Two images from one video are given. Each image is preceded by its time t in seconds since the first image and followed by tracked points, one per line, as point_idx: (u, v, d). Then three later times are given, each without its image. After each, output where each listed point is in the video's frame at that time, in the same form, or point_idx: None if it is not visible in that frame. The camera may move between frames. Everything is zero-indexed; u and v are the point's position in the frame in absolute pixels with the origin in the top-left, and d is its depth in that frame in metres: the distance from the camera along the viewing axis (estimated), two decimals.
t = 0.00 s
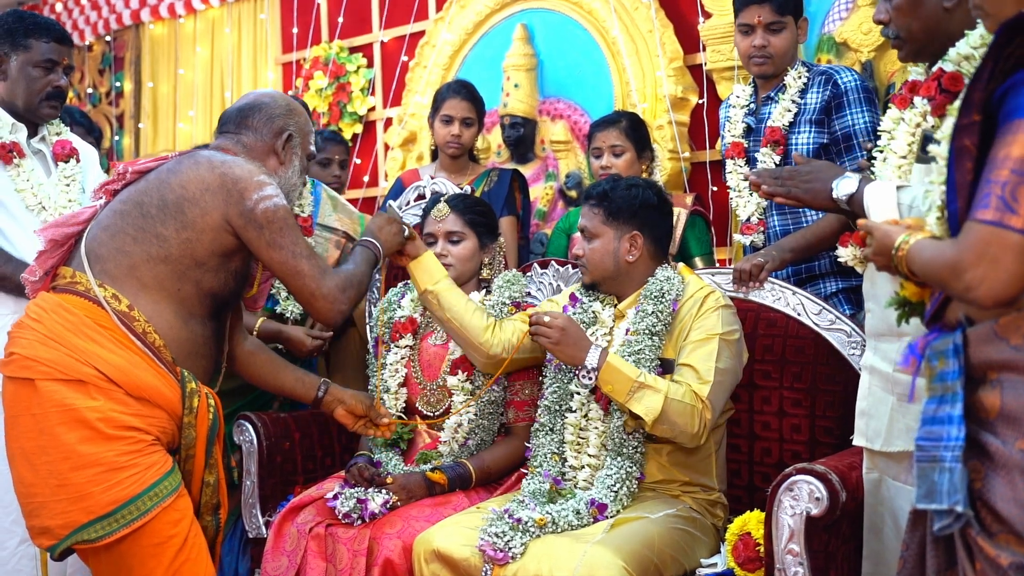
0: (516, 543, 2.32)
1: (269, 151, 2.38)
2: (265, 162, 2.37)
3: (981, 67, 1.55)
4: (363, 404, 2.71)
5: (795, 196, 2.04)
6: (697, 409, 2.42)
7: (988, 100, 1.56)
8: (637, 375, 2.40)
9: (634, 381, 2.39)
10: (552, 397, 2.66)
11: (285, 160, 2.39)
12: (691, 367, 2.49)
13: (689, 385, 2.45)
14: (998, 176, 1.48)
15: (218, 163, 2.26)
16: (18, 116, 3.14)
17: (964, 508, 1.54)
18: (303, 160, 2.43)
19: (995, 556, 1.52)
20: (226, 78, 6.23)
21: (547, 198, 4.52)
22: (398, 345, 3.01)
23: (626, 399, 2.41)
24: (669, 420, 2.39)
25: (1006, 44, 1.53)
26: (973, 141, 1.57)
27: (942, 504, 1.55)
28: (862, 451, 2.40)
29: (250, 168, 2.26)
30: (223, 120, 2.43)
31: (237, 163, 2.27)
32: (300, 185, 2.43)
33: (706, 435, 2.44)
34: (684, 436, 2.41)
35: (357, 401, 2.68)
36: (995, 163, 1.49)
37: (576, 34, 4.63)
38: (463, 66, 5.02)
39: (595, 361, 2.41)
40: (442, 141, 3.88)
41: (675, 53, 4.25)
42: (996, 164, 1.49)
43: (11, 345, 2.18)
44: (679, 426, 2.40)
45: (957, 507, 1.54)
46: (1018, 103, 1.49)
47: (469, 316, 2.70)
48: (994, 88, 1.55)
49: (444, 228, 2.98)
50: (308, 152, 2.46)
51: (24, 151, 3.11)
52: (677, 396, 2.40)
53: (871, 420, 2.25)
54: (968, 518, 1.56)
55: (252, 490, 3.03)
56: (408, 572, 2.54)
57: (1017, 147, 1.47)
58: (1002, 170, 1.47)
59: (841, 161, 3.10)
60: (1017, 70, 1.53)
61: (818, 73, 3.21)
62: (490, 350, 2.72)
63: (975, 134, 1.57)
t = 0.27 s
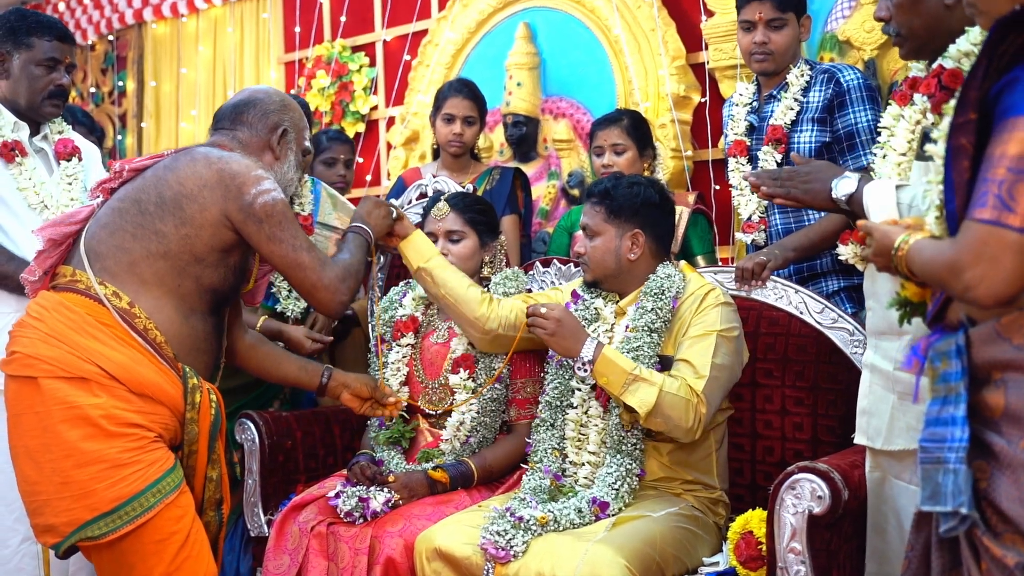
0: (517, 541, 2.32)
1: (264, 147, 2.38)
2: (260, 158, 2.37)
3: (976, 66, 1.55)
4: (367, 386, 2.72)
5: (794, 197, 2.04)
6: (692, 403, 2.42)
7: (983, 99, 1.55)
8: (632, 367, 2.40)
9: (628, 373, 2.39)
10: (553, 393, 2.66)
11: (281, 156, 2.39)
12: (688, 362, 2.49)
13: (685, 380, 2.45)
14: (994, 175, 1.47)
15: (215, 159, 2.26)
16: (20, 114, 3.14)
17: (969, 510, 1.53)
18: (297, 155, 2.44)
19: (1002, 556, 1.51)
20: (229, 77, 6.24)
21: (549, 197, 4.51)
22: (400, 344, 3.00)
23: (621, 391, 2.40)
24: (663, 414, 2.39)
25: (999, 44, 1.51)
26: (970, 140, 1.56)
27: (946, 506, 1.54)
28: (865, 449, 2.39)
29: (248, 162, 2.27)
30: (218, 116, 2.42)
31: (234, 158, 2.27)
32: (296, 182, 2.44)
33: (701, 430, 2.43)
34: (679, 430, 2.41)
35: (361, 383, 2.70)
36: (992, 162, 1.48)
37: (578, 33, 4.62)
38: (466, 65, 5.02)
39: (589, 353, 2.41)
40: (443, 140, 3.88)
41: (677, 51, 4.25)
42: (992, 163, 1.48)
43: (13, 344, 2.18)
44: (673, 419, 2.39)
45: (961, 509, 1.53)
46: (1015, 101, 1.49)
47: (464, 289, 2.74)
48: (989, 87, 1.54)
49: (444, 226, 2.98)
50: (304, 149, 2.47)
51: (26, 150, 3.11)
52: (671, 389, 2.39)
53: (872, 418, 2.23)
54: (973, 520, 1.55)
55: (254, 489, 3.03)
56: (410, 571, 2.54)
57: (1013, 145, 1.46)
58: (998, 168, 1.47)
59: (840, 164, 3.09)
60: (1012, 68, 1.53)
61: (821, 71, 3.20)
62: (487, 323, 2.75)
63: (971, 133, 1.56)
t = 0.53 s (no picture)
0: (520, 541, 2.31)
1: (261, 143, 2.38)
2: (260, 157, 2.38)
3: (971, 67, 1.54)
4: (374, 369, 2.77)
5: (795, 198, 2.04)
6: (685, 397, 2.40)
7: (978, 99, 1.54)
8: (625, 359, 2.39)
9: (621, 365, 2.38)
10: (555, 388, 2.64)
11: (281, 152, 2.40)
12: (684, 357, 2.48)
13: (679, 374, 2.44)
14: (991, 176, 1.46)
15: (214, 156, 2.26)
16: (24, 113, 3.15)
17: (975, 514, 1.51)
18: (294, 151, 2.44)
19: (1009, 559, 1.50)
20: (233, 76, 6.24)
21: (553, 196, 4.52)
22: (403, 343, 2.98)
23: (614, 382, 2.39)
24: (657, 407, 2.37)
25: (993, 44, 1.51)
26: (966, 141, 1.56)
27: (952, 510, 1.52)
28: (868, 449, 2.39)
29: (246, 159, 2.27)
30: (214, 113, 2.43)
31: (232, 155, 2.27)
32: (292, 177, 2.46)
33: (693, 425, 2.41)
34: (671, 424, 2.39)
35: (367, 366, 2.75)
36: (988, 163, 1.48)
37: (582, 32, 4.62)
38: (470, 64, 5.02)
39: (584, 344, 2.40)
40: (446, 140, 3.88)
41: (681, 50, 4.24)
42: (988, 163, 1.47)
43: (16, 344, 2.18)
44: (666, 413, 2.37)
45: (967, 514, 1.51)
46: (1010, 101, 1.48)
47: (461, 265, 2.79)
48: (984, 87, 1.54)
49: (444, 227, 2.97)
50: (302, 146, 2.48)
51: (30, 149, 3.11)
52: (664, 382, 2.38)
53: (874, 418, 2.23)
54: (979, 523, 1.54)
55: (257, 488, 3.04)
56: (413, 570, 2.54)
57: (1008, 145, 1.46)
58: (995, 169, 1.46)
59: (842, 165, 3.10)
60: (1007, 68, 1.52)
61: (824, 70, 3.19)
62: (486, 297, 2.79)
63: (968, 134, 1.55)
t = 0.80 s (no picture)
0: (523, 542, 2.31)
1: (261, 142, 2.39)
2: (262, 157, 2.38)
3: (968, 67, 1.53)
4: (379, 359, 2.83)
5: (796, 200, 2.02)
6: (678, 393, 2.40)
7: (976, 99, 1.54)
8: (619, 352, 2.40)
9: (615, 358, 2.40)
10: (558, 385, 2.64)
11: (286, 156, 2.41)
12: (680, 355, 2.47)
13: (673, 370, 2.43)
14: (989, 177, 1.46)
15: (216, 156, 2.27)
16: (29, 114, 3.15)
17: (985, 520, 1.51)
18: (292, 150, 2.44)
19: (1018, 563, 1.49)
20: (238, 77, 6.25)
21: (557, 197, 4.52)
22: (407, 344, 2.99)
23: (607, 376, 2.41)
24: (649, 402, 2.38)
25: (990, 43, 1.51)
26: (965, 142, 1.55)
27: (961, 515, 1.52)
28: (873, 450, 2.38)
29: (248, 158, 2.28)
30: (213, 114, 2.43)
31: (233, 154, 2.28)
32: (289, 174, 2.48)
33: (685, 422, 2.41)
34: (663, 419, 2.39)
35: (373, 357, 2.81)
36: (985, 164, 1.47)
37: (586, 32, 4.61)
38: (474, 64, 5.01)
39: (579, 337, 2.43)
40: (449, 140, 3.88)
41: (685, 50, 4.24)
42: (986, 165, 1.47)
43: (22, 345, 2.18)
44: (658, 408, 2.38)
45: (977, 518, 1.51)
46: (1008, 101, 1.47)
47: (468, 247, 2.80)
48: (981, 88, 1.53)
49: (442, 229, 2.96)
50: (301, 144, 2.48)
51: (35, 150, 3.12)
52: (658, 377, 2.39)
53: (878, 419, 2.23)
54: (989, 528, 1.52)
55: (262, 488, 3.05)
56: (417, 571, 2.54)
57: (1006, 146, 1.45)
58: (992, 170, 1.46)
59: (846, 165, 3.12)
60: (1004, 68, 1.51)
61: (828, 70, 3.18)
62: (491, 279, 2.80)
63: (966, 135, 1.54)
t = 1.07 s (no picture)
0: (528, 543, 2.31)
1: (262, 144, 2.39)
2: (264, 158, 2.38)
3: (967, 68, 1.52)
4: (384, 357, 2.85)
5: (799, 203, 2.07)
6: (670, 387, 2.38)
7: (975, 100, 1.53)
8: (612, 348, 2.39)
9: (608, 353, 2.39)
10: (561, 385, 2.63)
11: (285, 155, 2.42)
12: (675, 351, 2.46)
13: (667, 366, 2.42)
14: (983, 177, 1.44)
15: (219, 157, 2.28)
16: (35, 115, 3.16)
17: (995, 525, 1.49)
18: (294, 151, 2.45)
19: None
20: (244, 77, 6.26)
21: (563, 197, 4.52)
22: (411, 345, 2.99)
23: (600, 371, 2.40)
24: (642, 398, 2.37)
25: (989, 45, 1.49)
26: (964, 143, 1.54)
27: (970, 521, 1.50)
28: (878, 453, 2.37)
29: (250, 159, 2.29)
30: (214, 117, 2.44)
31: (236, 155, 2.29)
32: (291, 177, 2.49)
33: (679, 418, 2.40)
34: (656, 416, 2.38)
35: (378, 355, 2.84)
36: (981, 164, 1.46)
37: (592, 33, 4.61)
38: (479, 65, 5.01)
39: (571, 332, 2.41)
40: (453, 140, 3.88)
41: (691, 51, 4.23)
42: (981, 165, 1.45)
43: (27, 347, 2.19)
44: (651, 404, 2.37)
45: (987, 524, 1.49)
46: (1005, 100, 1.45)
47: (479, 229, 2.82)
48: (981, 88, 1.52)
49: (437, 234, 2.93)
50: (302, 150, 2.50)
51: (40, 151, 3.12)
52: (651, 372, 2.38)
53: (881, 421, 2.22)
54: (998, 534, 1.51)
55: (267, 489, 3.04)
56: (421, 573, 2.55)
57: (1003, 146, 1.43)
58: (987, 170, 1.44)
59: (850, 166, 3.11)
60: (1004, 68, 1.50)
61: (833, 70, 3.18)
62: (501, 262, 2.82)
63: (965, 136, 1.53)
